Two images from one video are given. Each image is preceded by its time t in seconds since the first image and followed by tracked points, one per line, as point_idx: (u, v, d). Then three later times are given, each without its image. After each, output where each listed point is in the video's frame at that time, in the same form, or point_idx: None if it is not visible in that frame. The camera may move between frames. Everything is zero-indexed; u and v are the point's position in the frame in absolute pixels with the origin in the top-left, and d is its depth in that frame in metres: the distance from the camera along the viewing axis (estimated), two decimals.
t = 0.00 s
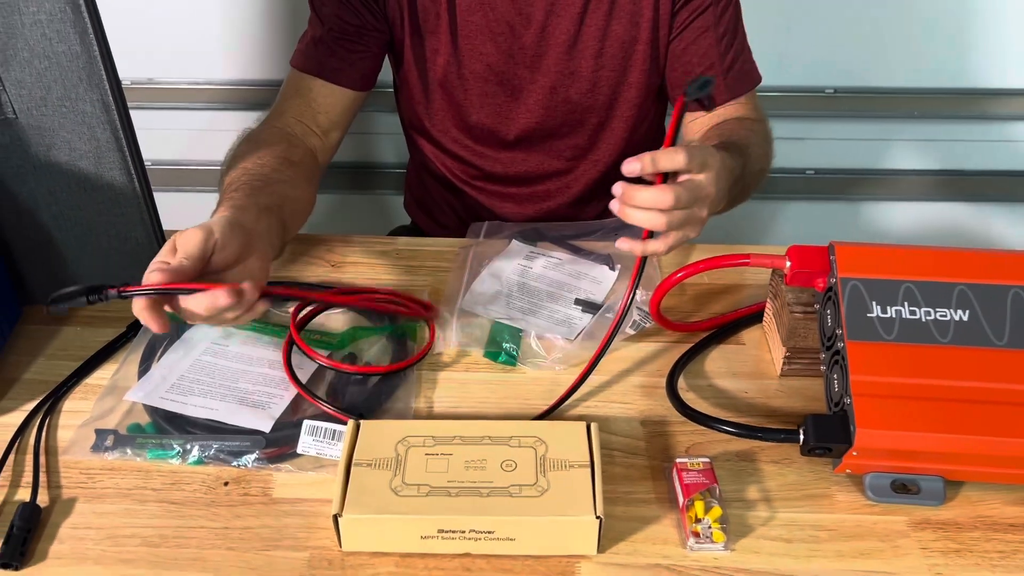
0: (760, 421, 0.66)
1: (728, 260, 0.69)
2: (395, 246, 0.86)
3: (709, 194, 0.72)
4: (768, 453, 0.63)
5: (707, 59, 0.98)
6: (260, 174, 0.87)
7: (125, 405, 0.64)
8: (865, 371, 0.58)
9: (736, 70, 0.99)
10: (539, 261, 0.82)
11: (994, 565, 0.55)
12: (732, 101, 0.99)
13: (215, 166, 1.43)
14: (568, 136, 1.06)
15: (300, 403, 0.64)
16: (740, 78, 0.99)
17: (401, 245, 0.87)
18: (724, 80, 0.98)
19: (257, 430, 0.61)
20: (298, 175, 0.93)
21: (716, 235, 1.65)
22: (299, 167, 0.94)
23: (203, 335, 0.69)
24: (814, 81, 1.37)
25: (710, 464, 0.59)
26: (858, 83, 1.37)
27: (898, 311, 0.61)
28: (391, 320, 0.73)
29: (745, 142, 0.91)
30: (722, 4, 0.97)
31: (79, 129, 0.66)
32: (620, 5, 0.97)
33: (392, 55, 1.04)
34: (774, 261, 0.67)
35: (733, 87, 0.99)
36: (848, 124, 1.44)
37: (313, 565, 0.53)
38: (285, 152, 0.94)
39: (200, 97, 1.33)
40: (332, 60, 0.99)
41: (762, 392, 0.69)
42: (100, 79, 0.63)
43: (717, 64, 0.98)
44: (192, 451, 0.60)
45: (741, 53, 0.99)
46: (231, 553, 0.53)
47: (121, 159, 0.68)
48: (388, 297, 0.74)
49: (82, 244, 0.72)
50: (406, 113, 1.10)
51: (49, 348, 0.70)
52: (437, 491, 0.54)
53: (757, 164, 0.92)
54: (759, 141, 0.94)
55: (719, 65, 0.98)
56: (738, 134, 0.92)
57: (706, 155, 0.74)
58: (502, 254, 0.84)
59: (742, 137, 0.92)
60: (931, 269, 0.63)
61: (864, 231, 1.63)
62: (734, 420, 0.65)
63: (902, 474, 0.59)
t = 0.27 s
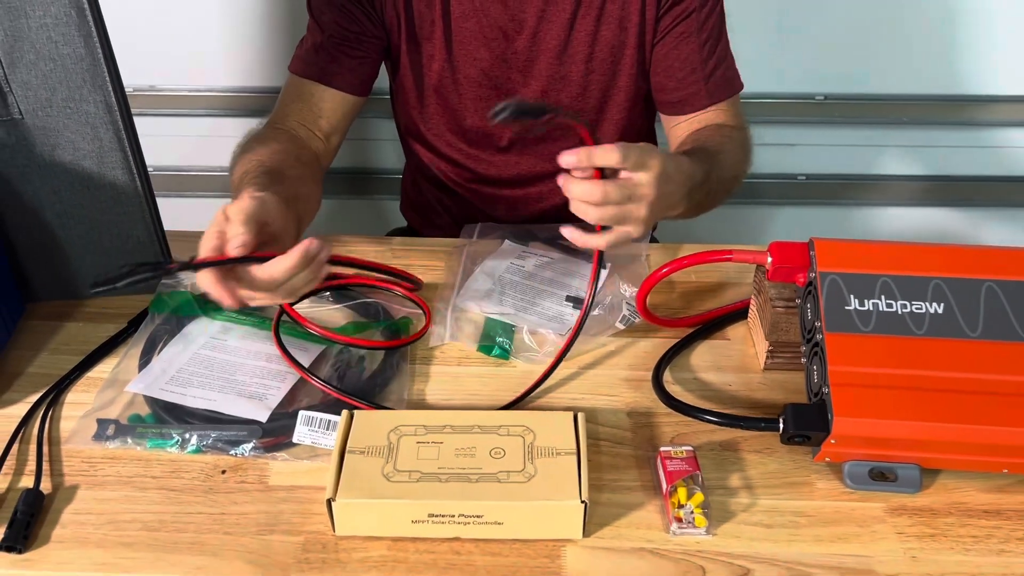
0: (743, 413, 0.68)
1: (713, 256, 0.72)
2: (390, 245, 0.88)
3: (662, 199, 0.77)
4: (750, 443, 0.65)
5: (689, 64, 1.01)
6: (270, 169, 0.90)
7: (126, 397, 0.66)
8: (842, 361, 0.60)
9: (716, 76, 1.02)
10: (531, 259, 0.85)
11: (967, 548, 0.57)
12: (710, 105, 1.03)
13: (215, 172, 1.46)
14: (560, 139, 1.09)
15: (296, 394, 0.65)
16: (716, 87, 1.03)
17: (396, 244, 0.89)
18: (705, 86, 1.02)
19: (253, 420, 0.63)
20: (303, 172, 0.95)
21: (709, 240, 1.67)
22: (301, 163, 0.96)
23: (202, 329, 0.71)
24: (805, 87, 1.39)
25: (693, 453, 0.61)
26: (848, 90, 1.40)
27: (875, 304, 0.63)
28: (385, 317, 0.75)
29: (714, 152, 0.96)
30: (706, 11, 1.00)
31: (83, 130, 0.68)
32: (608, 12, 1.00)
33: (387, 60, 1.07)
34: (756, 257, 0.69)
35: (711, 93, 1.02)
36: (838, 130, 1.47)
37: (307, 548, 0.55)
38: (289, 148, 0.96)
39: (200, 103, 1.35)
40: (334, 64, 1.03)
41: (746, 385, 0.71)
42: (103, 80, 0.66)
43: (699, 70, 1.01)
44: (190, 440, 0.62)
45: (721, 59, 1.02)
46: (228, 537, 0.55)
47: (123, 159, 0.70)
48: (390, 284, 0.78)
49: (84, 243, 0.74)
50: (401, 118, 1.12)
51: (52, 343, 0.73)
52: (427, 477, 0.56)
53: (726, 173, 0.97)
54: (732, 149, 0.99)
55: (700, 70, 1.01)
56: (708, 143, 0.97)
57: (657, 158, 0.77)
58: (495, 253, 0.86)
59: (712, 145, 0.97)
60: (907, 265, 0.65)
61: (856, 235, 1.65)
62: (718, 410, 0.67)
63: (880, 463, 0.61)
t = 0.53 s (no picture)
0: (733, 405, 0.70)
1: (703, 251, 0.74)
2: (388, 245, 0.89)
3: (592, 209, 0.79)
4: (740, 434, 0.66)
5: (667, 64, 1.02)
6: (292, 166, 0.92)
7: (130, 389, 0.67)
8: (829, 352, 0.62)
9: (694, 79, 1.02)
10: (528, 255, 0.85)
11: (951, 534, 0.58)
12: (683, 106, 1.03)
13: (216, 177, 1.47)
14: (557, 138, 1.11)
15: (295, 387, 0.67)
16: (691, 90, 1.03)
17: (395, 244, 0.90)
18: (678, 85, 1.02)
19: (254, 411, 0.64)
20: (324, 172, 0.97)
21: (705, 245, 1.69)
22: (322, 166, 0.98)
23: (204, 325, 0.73)
24: (799, 93, 1.41)
25: (683, 442, 0.62)
26: (841, 95, 1.42)
27: (861, 297, 0.64)
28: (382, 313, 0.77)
29: (672, 164, 0.96)
30: (688, 11, 1.01)
31: (88, 128, 0.70)
32: (598, 13, 1.02)
33: (390, 64, 1.08)
34: (745, 251, 0.71)
35: (684, 95, 1.03)
36: (832, 135, 1.49)
37: (306, 535, 0.56)
38: (307, 152, 0.98)
39: (202, 109, 1.37)
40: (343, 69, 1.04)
41: (737, 378, 0.73)
42: (107, 80, 0.68)
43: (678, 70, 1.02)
44: (192, 431, 0.63)
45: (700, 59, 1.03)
46: (229, 524, 0.56)
47: (127, 157, 0.72)
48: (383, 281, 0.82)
49: (89, 240, 0.76)
50: (400, 118, 1.14)
51: (57, 339, 0.74)
52: (423, 465, 0.57)
53: (684, 187, 0.97)
54: (699, 162, 0.98)
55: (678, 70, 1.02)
56: (670, 154, 0.98)
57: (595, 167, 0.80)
58: (493, 250, 0.87)
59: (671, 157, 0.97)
60: (889, 259, 0.67)
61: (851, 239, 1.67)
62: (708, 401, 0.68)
63: (867, 452, 0.62)
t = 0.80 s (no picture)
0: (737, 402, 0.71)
1: (707, 251, 0.76)
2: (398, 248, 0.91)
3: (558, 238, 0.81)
4: (744, 430, 0.68)
5: (659, 73, 1.04)
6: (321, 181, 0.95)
7: (145, 387, 0.68)
8: (831, 349, 0.63)
9: (683, 88, 1.05)
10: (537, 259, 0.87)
11: (951, 527, 0.59)
12: (675, 114, 1.05)
13: (223, 183, 1.49)
14: (560, 146, 1.13)
15: (307, 384, 0.68)
16: (675, 100, 1.05)
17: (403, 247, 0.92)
18: (670, 95, 1.05)
19: (267, 408, 0.65)
20: (348, 184, 0.99)
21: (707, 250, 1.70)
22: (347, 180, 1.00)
23: (217, 325, 0.74)
24: (799, 100, 1.43)
25: (688, 438, 0.64)
26: (840, 102, 1.44)
27: (862, 295, 0.66)
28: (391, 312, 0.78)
29: (642, 181, 0.98)
30: (682, 19, 1.03)
31: (105, 133, 0.71)
32: (598, 22, 1.03)
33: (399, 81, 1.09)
34: (748, 251, 0.72)
35: (673, 103, 1.05)
36: (832, 141, 1.50)
37: (320, 527, 0.57)
38: (330, 168, 0.99)
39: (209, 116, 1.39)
40: (355, 91, 1.05)
41: (740, 376, 0.74)
42: (124, 85, 0.69)
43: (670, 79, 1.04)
44: (206, 427, 0.64)
45: (690, 66, 1.05)
46: (244, 517, 0.57)
47: (143, 161, 0.73)
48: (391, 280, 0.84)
49: (105, 242, 0.78)
50: (407, 130, 1.16)
51: (72, 339, 0.76)
52: (434, 459, 0.58)
53: (653, 203, 0.98)
54: (671, 176, 0.99)
55: (669, 78, 1.04)
56: (639, 172, 0.99)
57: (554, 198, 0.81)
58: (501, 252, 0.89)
59: (641, 174, 0.98)
60: (889, 257, 0.68)
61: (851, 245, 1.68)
62: (712, 398, 0.70)
63: (868, 447, 0.64)
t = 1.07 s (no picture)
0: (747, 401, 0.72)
1: (717, 254, 0.77)
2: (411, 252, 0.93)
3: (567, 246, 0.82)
4: (754, 428, 0.69)
5: (662, 80, 1.05)
6: (335, 195, 0.95)
7: (167, 387, 0.70)
8: (841, 348, 0.65)
9: (687, 95, 1.06)
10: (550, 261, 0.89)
11: (958, 522, 0.60)
12: (678, 119, 1.07)
13: (233, 190, 1.51)
14: (566, 154, 1.14)
15: (325, 384, 0.70)
16: (680, 105, 1.06)
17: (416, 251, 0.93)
18: (673, 102, 1.06)
19: (286, 407, 0.67)
20: (361, 197, 0.99)
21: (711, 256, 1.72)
22: (359, 193, 1.00)
23: (236, 326, 0.76)
24: (802, 107, 1.45)
25: (700, 436, 0.65)
26: (842, 109, 1.45)
27: (869, 296, 0.67)
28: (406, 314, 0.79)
29: (647, 187, 0.99)
30: (684, 27, 1.04)
31: (127, 138, 0.73)
32: (601, 32, 1.05)
33: (406, 94, 1.10)
34: (757, 254, 0.74)
35: (677, 110, 1.06)
36: (835, 148, 1.52)
37: (341, 523, 0.58)
38: (341, 182, 1.00)
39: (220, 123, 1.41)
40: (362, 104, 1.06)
41: (750, 376, 0.75)
42: (147, 92, 0.71)
43: (673, 85, 1.05)
44: (228, 426, 0.66)
45: (694, 73, 1.06)
46: (266, 513, 0.59)
47: (163, 166, 0.75)
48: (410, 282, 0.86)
49: (125, 245, 0.79)
50: (415, 140, 1.17)
51: (93, 341, 0.77)
52: (453, 457, 0.60)
53: (657, 209, 0.99)
54: (676, 182, 1.01)
55: (672, 86, 1.05)
56: (644, 178, 1.01)
57: (563, 206, 0.83)
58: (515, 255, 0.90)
59: (646, 180, 1.00)
60: (896, 260, 0.69)
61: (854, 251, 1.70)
62: (722, 396, 0.71)
63: (877, 445, 0.65)
